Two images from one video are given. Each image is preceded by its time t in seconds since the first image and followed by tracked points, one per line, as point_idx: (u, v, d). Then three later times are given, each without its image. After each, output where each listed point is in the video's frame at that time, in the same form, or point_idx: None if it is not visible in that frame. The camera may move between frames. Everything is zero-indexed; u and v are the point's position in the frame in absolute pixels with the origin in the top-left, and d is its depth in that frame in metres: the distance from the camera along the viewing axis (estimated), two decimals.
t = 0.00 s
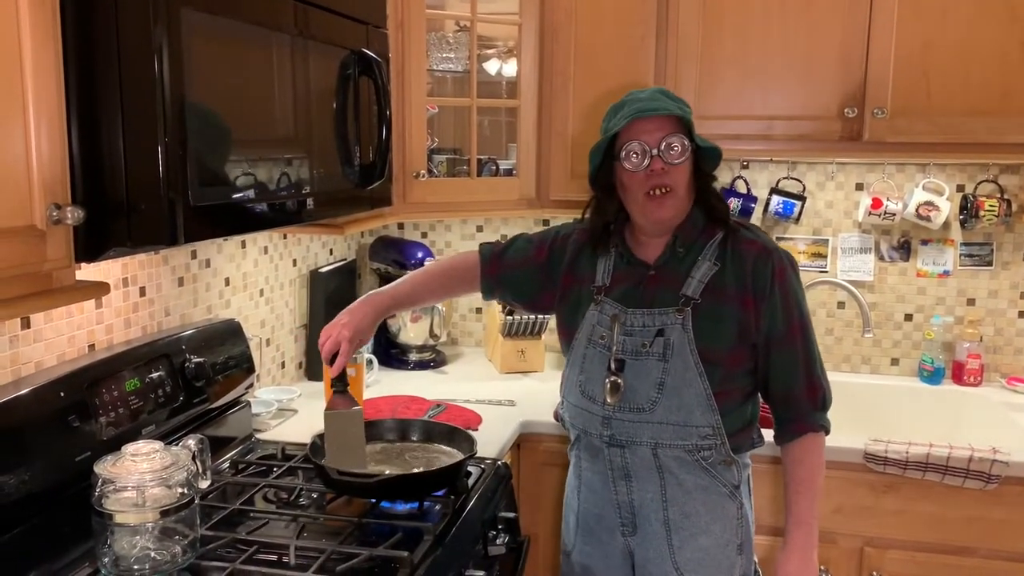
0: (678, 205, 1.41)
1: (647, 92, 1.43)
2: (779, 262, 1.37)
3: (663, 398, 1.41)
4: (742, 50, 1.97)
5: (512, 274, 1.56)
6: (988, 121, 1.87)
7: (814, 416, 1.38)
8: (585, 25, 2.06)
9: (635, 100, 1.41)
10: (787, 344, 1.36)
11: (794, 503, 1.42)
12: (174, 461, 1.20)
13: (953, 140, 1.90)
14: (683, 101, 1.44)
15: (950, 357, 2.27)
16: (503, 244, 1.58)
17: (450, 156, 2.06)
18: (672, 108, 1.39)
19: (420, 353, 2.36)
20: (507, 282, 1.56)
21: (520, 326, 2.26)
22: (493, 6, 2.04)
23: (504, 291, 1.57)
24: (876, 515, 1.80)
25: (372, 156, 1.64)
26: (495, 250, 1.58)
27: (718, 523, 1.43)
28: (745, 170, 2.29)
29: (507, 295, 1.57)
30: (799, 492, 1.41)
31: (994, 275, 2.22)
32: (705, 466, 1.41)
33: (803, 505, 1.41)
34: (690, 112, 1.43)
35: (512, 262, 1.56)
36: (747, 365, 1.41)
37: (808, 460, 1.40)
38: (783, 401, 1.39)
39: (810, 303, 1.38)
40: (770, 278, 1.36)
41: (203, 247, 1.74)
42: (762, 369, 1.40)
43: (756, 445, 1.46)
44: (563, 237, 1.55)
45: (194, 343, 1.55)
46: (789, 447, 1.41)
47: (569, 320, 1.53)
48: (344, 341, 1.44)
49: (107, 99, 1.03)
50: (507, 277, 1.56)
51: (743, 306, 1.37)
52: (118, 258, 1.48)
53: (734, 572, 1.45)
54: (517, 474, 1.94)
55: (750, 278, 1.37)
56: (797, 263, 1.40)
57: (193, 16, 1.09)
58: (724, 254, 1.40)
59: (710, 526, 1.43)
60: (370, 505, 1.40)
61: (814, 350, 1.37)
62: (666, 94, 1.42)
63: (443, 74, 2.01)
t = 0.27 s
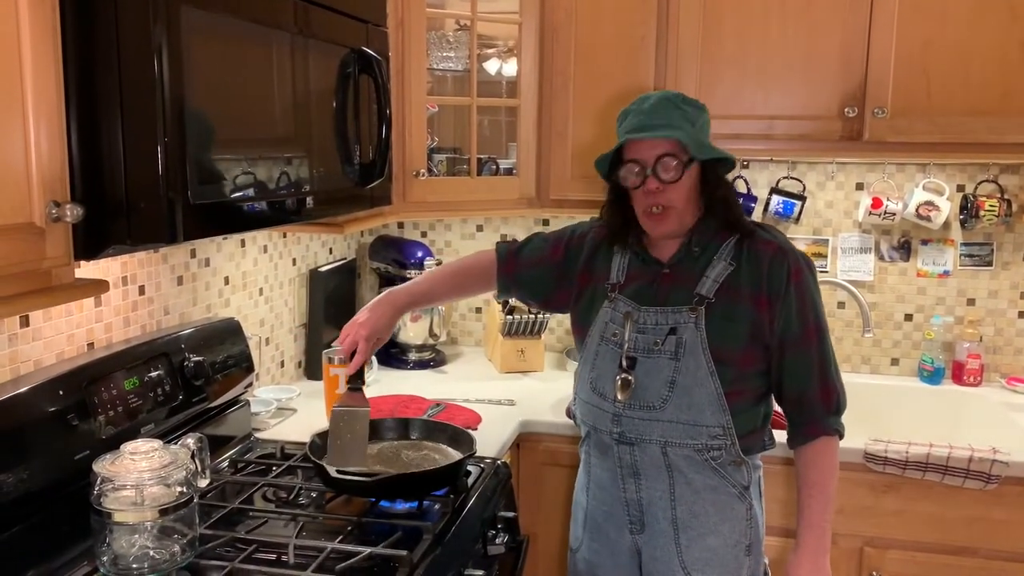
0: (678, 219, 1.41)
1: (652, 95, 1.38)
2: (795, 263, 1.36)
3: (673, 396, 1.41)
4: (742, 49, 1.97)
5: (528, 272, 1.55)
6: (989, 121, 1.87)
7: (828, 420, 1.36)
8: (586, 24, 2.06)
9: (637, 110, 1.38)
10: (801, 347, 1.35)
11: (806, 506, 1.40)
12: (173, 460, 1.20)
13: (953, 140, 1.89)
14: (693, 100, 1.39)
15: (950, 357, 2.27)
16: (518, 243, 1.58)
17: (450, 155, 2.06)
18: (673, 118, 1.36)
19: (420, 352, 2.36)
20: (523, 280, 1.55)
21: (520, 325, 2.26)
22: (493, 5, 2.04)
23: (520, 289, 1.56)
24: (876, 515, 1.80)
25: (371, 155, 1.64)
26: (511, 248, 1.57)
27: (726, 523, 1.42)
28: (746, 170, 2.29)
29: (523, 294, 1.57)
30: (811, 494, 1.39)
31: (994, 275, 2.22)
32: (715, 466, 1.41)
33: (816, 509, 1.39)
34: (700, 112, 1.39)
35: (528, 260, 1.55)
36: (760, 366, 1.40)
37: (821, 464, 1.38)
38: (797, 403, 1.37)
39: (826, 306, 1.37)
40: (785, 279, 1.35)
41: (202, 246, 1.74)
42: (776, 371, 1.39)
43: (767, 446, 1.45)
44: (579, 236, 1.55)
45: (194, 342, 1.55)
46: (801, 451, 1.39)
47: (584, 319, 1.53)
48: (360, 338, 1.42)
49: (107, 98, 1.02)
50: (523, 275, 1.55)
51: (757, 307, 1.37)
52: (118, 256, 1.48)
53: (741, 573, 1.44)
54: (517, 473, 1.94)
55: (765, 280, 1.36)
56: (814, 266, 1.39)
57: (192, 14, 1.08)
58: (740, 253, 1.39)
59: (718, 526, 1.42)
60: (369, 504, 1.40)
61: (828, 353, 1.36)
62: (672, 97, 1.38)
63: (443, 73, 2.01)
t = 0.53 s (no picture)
0: (662, 241, 1.35)
1: (625, 126, 1.30)
2: (812, 268, 1.33)
3: (685, 398, 1.40)
4: (740, 49, 1.97)
5: (547, 272, 1.52)
6: (986, 120, 1.87)
7: (842, 425, 1.33)
8: (584, 24, 2.06)
9: (610, 145, 1.32)
10: (816, 352, 1.32)
11: (814, 511, 1.36)
12: (171, 459, 1.20)
13: (951, 139, 1.90)
14: (666, 121, 1.26)
15: (948, 357, 2.28)
16: (536, 242, 1.55)
17: (448, 154, 2.06)
18: (637, 151, 1.27)
19: (418, 351, 2.36)
20: (541, 280, 1.53)
21: (517, 325, 2.25)
22: (492, 5, 2.04)
23: (537, 289, 1.54)
24: (874, 514, 1.80)
25: (370, 155, 1.64)
26: (529, 247, 1.54)
27: (737, 525, 1.41)
28: (744, 169, 2.29)
29: (540, 294, 1.54)
30: (822, 499, 1.35)
31: (992, 275, 2.22)
32: (726, 468, 1.40)
33: (825, 514, 1.35)
34: (676, 133, 1.26)
35: (546, 259, 1.52)
36: (774, 370, 1.37)
37: (832, 470, 1.34)
38: (811, 408, 1.34)
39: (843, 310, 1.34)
40: (801, 284, 1.32)
41: (200, 245, 1.74)
42: (790, 376, 1.36)
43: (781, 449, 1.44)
44: (597, 234, 1.52)
45: (192, 341, 1.55)
46: (812, 456, 1.35)
47: (601, 319, 1.51)
48: (381, 343, 1.46)
49: (106, 97, 1.03)
50: (541, 274, 1.53)
51: (771, 311, 1.34)
52: (116, 256, 1.48)
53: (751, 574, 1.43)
54: (515, 473, 1.94)
55: (780, 283, 1.33)
56: (832, 271, 1.35)
57: (190, 13, 1.08)
58: (755, 255, 1.35)
59: (729, 527, 1.41)
60: (368, 503, 1.40)
61: (843, 359, 1.33)
62: (641, 124, 1.28)
63: (441, 73, 2.01)
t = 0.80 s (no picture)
0: (667, 252, 1.36)
1: (621, 137, 1.31)
2: (823, 269, 1.31)
3: (693, 401, 1.39)
4: (738, 48, 1.97)
5: (562, 270, 1.53)
6: (984, 119, 1.88)
7: (858, 428, 1.30)
8: (582, 22, 2.06)
9: (609, 156, 1.33)
10: (828, 354, 1.31)
11: (834, 516, 1.33)
12: (169, 458, 1.20)
13: (949, 139, 1.90)
14: (660, 131, 1.26)
15: (946, 355, 2.28)
16: (553, 241, 1.57)
17: (446, 153, 2.06)
18: (632, 162, 1.27)
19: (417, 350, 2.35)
20: (557, 279, 1.54)
21: (516, 324, 2.25)
22: (490, 4, 2.04)
23: (552, 288, 1.55)
24: (872, 513, 1.80)
25: (368, 154, 1.64)
26: (545, 246, 1.56)
27: (747, 528, 1.41)
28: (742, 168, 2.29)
29: (557, 293, 1.55)
30: (839, 503, 1.33)
31: (990, 274, 2.22)
32: (735, 471, 1.39)
33: (845, 518, 1.32)
34: (671, 143, 1.25)
35: (561, 258, 1.54)
36: (785, 373, 1.36)
37: (849, 472, 1.32)
38: (825, 411, 1.33)
39: (857, 311, 1.32)
40: (812, 286, 1.31)
41: (198, 244, 1.73)
42: (802, 379, 1.35)
43: (795, 452, 1.42)
44: (612, 234, 1.52)
45: (189, 341, 1.54)
46: (829, 460, 1.34)
47: (615, 319, 1.51)
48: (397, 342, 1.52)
49: (103, 96, 1.03)
50: (556, 273, 1.54)
51: (781, 314, 1.33)
52: (114, 255, 1.47)
53: None
54: (513, 471, 1.93)
55: (790, 286, 1.32)
56: (844, 270, 1.33)
57: (187, 12, 1.08)
58: (765, 256, 1.34)
59: (739, 530, 1.41)
60: (366, 502, 1.40)
61: (858, 360, 1.31)
62: (636, 135, 1.28)
63: (439, 71, 2.01)
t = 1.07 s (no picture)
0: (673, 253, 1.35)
1: (629, 140, 1.31)
2: (832, 273, 1.29)
3: (698, 405, 1.39)
4: (737, 47, 1.97)
5: (578, 271, 1.56)
6: (982, 119, 1.88)
7: (867, 438, 1.26)
8: (580, 22, 2.06)
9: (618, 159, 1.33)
10: (836, 361, 1.27)
11: (841, 525, 1.29)
12: (167, 457, 1.20)
13: (947, 138, 1.90)
14: (666, 135, 1.26)
15: (944, 355, 2.28)
16: (570, 241, 1.59)
17: (445, 152, 2.06)
18: (637, 166, 1.27)
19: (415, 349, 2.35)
20: (573, 279, 1.57)
21: (514, 323, 2.25)
22: (489, 3, 2.03)
23: (568, 288, 1.58)
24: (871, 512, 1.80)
25: (367, 153, 1.64)
26: (562, 246, 1.59)
27: (752, 533, 1.40)
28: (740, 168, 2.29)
29: (573, 293, 1.58)
30: (847, 513, 1.28)
31: (988, 273, 2.22)
32: (741, 476, 1.39)
33: (852, 528, 1.28)
34: (677, 147, 1.25)
35: (577, 258, 1.56)
36: (792, 379, 1.35)
37: (857, 482, 1.28)
38: (834, 418, 1.29)
39: (870, 317, 1.28)
40: (820, 291, 1.29)
41: (196, 243, 1.73)
42: (810, 386, 1.33)
43: (803, 458, 1.42)
44: (627, 234, 1.54)
45: (187, 340, 1.54)
46: (840, 469, 1.30)
47: (628, 320, 1.53)
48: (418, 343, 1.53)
49: (101, 94, 1.02)
50: (572, 273, 1.57)
51: (787, 319, 1.32)
52: (111, 253, 1.47)
53: None
54: (511, 470, 1.93)
55: (798, 291, 1.31)
56: (857, 275, 1.30)
57: (186, 10, 1.08)
58: (774, 260, 1.33)
59: (744, 535, 1.40)
60: (364, 501, 1.40)
61: (869, 368, 1.27)
62: (643, 139, 1.28)
63: (438, 70, 2.01)
